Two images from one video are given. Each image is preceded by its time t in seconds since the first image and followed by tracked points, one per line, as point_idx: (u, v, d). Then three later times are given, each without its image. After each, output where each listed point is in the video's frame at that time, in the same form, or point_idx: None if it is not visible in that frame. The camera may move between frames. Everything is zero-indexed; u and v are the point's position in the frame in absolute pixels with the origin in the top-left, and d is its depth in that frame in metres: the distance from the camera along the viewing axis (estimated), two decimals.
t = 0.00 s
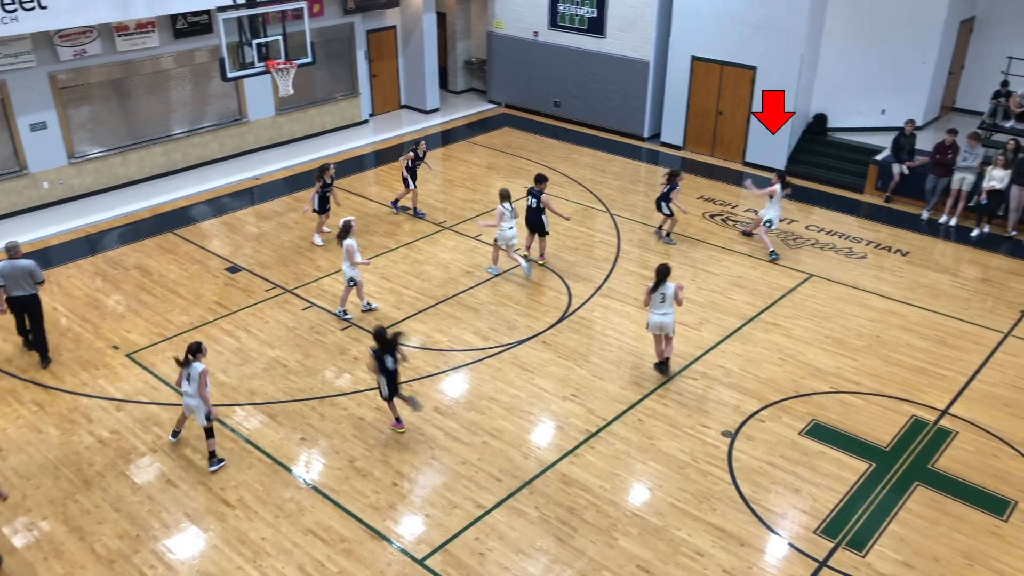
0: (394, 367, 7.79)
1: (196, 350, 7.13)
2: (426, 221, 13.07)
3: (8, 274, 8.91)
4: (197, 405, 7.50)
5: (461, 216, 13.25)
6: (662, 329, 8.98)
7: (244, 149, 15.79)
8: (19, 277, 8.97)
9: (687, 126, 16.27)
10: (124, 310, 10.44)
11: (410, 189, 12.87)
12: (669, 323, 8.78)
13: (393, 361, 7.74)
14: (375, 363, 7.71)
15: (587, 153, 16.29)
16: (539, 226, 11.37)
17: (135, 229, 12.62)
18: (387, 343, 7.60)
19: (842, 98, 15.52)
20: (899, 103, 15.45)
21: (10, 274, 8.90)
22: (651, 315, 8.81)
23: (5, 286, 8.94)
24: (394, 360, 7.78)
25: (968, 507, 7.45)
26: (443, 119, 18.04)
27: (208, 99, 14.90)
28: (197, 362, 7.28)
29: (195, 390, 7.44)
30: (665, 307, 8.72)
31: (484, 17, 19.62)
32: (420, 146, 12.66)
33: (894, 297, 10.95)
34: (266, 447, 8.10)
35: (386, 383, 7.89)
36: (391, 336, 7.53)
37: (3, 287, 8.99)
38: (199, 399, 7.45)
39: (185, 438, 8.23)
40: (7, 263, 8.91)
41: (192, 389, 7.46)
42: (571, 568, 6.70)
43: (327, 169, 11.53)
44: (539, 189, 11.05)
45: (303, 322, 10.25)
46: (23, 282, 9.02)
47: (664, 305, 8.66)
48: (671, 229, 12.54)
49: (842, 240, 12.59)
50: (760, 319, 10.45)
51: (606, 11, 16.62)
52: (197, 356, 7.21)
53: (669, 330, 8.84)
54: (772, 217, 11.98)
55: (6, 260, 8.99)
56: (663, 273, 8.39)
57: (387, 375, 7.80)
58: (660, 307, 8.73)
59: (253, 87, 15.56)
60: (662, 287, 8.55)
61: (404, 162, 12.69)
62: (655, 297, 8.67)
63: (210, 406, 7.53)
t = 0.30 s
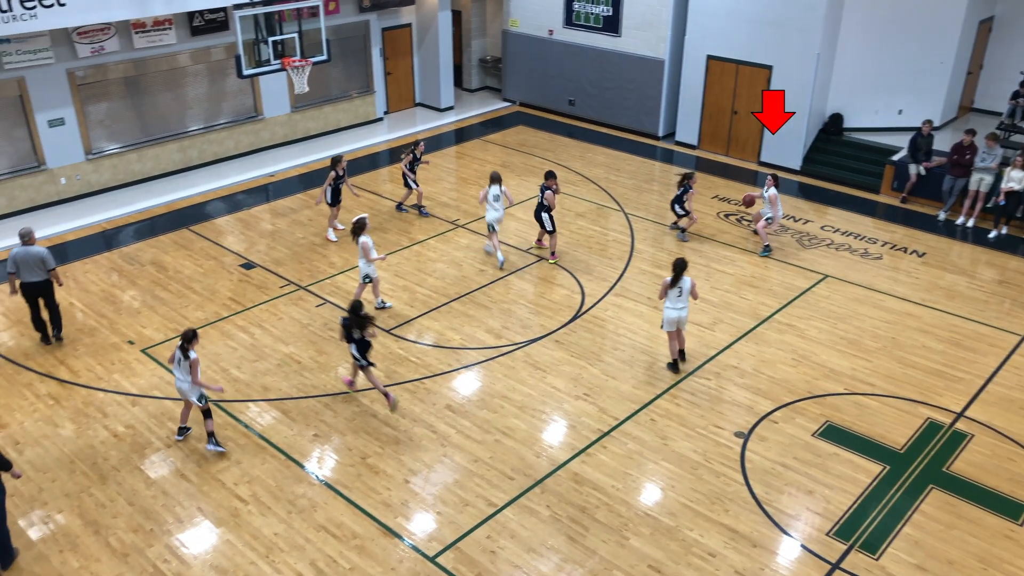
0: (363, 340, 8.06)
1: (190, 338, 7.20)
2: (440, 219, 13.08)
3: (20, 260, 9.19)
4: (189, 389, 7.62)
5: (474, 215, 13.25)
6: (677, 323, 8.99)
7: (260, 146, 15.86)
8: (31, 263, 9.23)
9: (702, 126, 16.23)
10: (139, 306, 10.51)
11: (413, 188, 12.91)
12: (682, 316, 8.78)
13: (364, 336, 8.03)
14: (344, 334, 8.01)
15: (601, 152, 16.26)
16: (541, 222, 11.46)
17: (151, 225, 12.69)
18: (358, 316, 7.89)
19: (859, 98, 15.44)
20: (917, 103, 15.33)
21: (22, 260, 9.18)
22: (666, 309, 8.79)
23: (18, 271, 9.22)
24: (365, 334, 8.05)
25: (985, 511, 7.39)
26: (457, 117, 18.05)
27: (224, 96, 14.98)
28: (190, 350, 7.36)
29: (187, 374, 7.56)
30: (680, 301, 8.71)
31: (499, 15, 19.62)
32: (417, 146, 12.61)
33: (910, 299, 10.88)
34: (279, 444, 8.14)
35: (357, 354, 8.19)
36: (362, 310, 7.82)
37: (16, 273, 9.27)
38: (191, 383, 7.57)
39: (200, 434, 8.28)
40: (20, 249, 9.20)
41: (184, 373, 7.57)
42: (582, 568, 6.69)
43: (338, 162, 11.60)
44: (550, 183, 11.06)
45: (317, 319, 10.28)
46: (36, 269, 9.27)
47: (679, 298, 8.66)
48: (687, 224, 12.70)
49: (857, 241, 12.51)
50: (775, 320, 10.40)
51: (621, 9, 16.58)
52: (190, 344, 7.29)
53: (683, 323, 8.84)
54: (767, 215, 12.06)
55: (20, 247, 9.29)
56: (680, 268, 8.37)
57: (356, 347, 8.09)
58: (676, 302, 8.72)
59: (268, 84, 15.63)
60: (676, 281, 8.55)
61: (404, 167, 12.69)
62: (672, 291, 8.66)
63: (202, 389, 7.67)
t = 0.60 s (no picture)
0: (363, 340, 8.06)
1: (191, 338, 7.21)
2: (440, 220, 13.08)
3: (20, 260, 9.19)
4: (189, 390, 7.62)
5: (474, 215, 13.25)
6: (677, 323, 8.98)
7: (260, 146, 15.86)
8: (31, 263, 9.23)
9: (702, 126, 16.23)
10: (139, 306, 10.51)
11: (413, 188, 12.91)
12: (682, 316, 8.77)
13: (364, 336, 8.03)
14: (344, 334, 8.01)
15: (601, 152, 16.26)
16: (541, 222, 11.46)
17: (151, 226, 12.69)
18: (359, 316, 7.88)
19: (859, 99, 15.45)
20: (917, 103, 15.33)
21: (22, 260, 9.18)
22: (667, 310, 8.78)
23: (18, 272, 9.22)
24: (365, 334, 8.05)
25: (985, 511, 7.39)
26: (457, 117, 18.04)
27: (224, 96, 14.98)
28: (191, 351, 7.36)
29: (187, 374, 7.56)
30: (679, 301, 8.71)
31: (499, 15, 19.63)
32: (417, 146, 12.63)
33: (910, 299, 10.88)
34: (279, 444, 8.14)
35: (356, 354, 8.19)
36: (363, 310, 7.82)
37: (16, 273, 9.27)
38: (191, 383, 7.57)
39: (200, 434, 8.28)
40: (20, 249, 9.20)
41: (184, 373, 7.58)
42: (583, 568, 6.69)
43: (338, 161, 11.61)
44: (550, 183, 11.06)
45: (317, 319, 10.28)
46: (36, 268, 9.27)
47: (679, 298, 8.66)
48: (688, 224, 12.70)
49: (857, 241, 12.51)
50: (775, 320, 10.40)
51: (621, 9, 16.58)
52: (190, 344, 7.28)
53: (683, 323, 8.84)
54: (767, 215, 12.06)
55: (20, 248, 9.29)
56: (680, 268, 8.38)
57: (356, 347, 8.09)
58: (676, 302, 8.72)
59: (268, 84, 15.63)
60: (677, 281, 8.55)
61: (404, 167, 12.70)
62: (672, 291, 8.66)
63: (202, 389, 7.67)
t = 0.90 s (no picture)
0: (363, 341, 8.06)
1: (191, 338, 7.21)
2: (440, 220, 13.08)
3: (20, 260, 9.19)
4: (189, 389, 7.62)
5: (474, 215, 13.25)
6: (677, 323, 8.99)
7: (260, 146, 15.86)
8: (31, 263, 9.24)
9: (702, 126, 16.23)
10: (139, 306, 10.51)
11: (413, 188, 12.91)
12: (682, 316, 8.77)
13: (364, 336, 8.03)
14: (344, 334, 8.01)
15: (601, 152, 16.25)
16: (541, 222, 11.46)
17: (151, 226, 12.69)
18: (359, 316, 7.88)
19: (860, 99, 15.44)
20: (917, 103, 15.33)
21: (22, 260, 9.18)
22: (667, 310, 8.78)
23: (18, 272, 9.22)
24: (365, 334, 8.05)
25: (985, 511, 7.39)
26: (457, 117, 18.04)
27: (224, 96, 14.98)
28: (191, 351, 7.36)
29: (187, 374, 7.56)
30: (679, 301, 8.71)
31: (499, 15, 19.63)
32: (418, 146, 12.63)
33: (910, 299, 10.88)
34: (279, 444, 8.14)
35: (356, 354, 8.20)
36: (363, 311, 7.82)
37: (16, 273, 9.27)
38: (191, 383, 7.58)
39: (200, 434, 8.28)
40: (21, 249, 9.19)
41: (184, 373, 7.58)
42: (583, 568, 6.69)
43: (338, 161, 11.61)
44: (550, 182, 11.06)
45: (317, 319, 10.28)
46: (35, 268, 9.27)
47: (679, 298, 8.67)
48: (688, 224, 12.69)
49: (857, 241, 12.51)
50: (775, 320, 10.40)
51: (621, 9, 16.58)
52: (190, 344, 7.28)
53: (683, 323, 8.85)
54: (767, 215, 12.06)
55: (20, 248, 9.29)
56: (680, 269, 8.38)
57: (356, 347, 8.09)
58: (676, 302, 8.72)
59: (268, 84, 15.63)
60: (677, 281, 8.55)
61: (404, 167, 12.69)
62: (672, 291, 8.66)
63: (202, 389, 7.67)
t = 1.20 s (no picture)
0: (363, 341, 8.07)
1: (191, 338, 7.21)
2: (440, 220, 13.08)
3: (20, 259, 9.19)
4: (189, 389, 7.62)
5: (475, 215, 13.25)
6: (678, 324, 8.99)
7: (260, 146, 15.86)
8: (31, 263, 9.24)
9: (702, 126, 16.23)
10: (139, 306, 10.51)
11: (413, 188, 12.91)
12: (683, 317, 8.78)
13: (364, 335, 8.04)
14: (344, 334, 8.01)
15: (601, 152, 16.25)
16: (541, 223, 11.46)
17: (151, 226, 12.69)
18: (359, 316, 7.88)
19: (860, 98, 15.44)
20: (917, 103, 15.33)
21: (22, 260, 9.18)
22: (667, 310, 8.79)
23: (18, 272, 9.22)
24: (365, 334, 8.05)
25: (985, 511, 7.38)
26: (457, 117, 18.04)
27: (224, 96, 14.98)
28: (191, 351, 7.36)
29: (187, 374, 7.56)
30: (680, 301, 8.72)
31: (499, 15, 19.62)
32: (418, 146, 12.63)
33: (910, 299, 10.88)
34: (279, 443, 8.14)
35: (356, 354, 8.20)
36: (363, 310, 7.83)
37: (16, 272, 9.27)
38: (191, 383, 7.58)
39: (200, 434, 8.28)
40: (21, 249, 9.19)
41: (184, 373, 7.58)
42: (583, 568, 6.69)
43: (338, 161, 11.61)
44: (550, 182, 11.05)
45: (317, 319, 10.28)
46: (36, 269, 9.28)
47: (680, 299, 8.67)
48: (688, 224, 12.68)
49: (858, 241, 12.51)
50: (775, 320, 10.40)
51: (621, 9, 16.58)
52: (190, 344, 7.29)
53: (684, 323, 8.86)
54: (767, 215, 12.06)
55: (20, 247, 9.29)
56: (680, 269, 8.38)
57: (356, 347, 8.09)
58: (676, 302, 8.72)
59: (268, 84, 15.63)
60: (678, 282, 8.55)
61: (404, 167, 12.70)
62: (672, 291, 8.66)
63: (202, 389, 7.67)
